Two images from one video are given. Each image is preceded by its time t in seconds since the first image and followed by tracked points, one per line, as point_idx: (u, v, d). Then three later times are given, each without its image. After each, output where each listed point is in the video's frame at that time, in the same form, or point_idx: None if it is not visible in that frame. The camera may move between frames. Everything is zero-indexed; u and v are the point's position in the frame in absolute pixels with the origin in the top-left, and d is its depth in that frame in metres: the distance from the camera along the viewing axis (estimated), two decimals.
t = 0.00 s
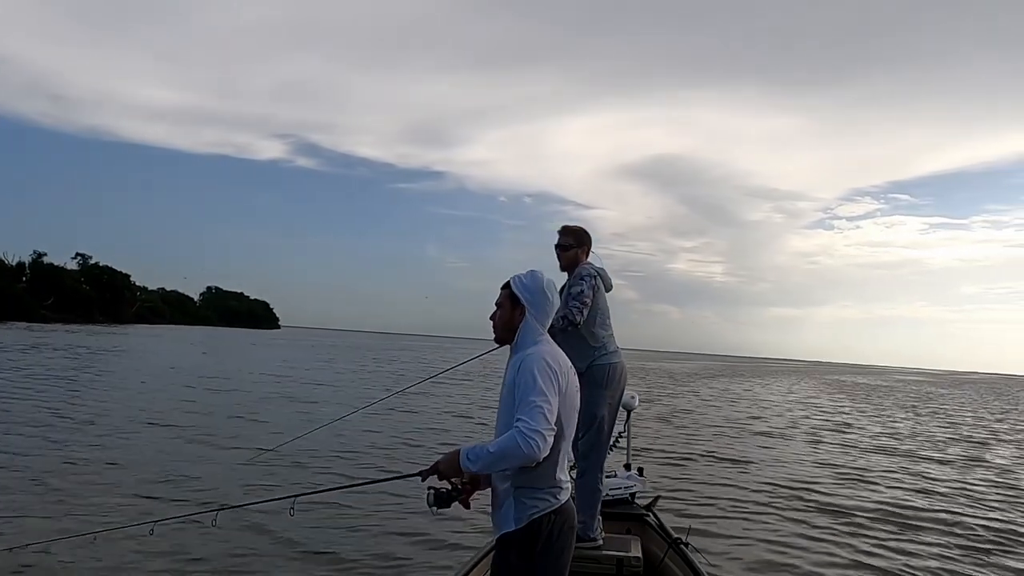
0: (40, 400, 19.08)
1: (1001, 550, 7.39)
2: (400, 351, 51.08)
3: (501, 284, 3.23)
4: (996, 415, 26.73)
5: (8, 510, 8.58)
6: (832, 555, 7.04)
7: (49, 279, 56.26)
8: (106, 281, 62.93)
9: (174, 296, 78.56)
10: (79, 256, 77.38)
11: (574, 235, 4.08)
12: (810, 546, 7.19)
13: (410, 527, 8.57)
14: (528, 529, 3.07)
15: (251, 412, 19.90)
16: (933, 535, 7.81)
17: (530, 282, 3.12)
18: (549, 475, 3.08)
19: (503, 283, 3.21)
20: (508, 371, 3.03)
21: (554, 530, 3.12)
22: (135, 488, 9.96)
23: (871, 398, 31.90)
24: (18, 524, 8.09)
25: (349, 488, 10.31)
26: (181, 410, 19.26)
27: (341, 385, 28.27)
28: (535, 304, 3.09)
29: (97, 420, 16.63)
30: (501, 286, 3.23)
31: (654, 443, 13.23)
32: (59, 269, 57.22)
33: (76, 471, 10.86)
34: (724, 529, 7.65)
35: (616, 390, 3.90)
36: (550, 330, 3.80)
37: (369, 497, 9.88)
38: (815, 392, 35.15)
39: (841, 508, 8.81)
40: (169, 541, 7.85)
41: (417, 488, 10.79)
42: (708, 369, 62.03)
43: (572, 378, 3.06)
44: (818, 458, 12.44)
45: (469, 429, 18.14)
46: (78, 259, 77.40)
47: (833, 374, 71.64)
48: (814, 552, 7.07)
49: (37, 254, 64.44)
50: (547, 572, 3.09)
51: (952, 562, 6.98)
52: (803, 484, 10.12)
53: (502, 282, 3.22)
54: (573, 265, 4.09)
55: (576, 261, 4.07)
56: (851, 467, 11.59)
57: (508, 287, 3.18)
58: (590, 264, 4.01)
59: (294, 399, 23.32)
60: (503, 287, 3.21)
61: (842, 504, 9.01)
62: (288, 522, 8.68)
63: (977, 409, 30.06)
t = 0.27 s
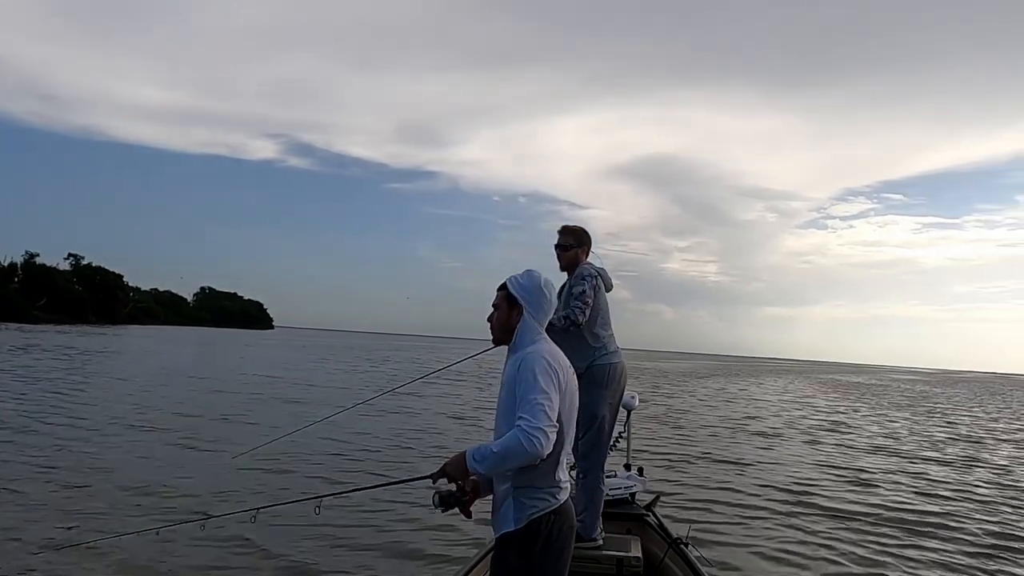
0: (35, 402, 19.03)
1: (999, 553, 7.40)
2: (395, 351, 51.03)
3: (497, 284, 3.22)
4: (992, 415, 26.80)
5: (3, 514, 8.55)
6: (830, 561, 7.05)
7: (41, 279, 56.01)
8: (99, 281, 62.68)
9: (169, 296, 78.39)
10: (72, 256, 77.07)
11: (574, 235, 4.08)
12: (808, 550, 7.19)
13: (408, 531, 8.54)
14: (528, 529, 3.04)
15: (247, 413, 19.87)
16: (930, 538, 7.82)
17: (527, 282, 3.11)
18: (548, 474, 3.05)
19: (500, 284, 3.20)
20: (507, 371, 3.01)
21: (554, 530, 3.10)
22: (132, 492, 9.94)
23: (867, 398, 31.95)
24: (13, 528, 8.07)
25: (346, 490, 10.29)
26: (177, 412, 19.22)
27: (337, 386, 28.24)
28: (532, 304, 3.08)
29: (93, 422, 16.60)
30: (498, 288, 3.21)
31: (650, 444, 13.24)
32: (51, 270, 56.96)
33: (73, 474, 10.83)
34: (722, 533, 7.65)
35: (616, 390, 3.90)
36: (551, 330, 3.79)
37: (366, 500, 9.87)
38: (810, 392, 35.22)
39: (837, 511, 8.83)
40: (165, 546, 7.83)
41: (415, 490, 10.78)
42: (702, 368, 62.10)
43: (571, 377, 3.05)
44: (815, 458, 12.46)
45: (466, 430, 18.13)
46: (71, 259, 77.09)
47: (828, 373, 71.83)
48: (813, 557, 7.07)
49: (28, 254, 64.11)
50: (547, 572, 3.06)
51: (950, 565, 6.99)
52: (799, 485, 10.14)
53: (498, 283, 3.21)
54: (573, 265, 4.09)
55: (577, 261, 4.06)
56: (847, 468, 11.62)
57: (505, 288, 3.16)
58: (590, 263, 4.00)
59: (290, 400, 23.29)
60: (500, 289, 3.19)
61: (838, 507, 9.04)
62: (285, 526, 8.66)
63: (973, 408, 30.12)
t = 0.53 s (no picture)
0: (29, 402, 18.94)
1: (997, 550, 7.44)
2: (390, 351, 50.98)
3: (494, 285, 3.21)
4: (985, 415, 26.94)
5: None
6: (829, 557, 7.06)
7: (34, 279, 55.75)
8: (93, 281, 62.40)
9: (162, 296, 78.12)
10: (65, 256, 76.72)
11: (574, 235, 4.09)
12: (806, 548, 7.20)
13: (407, 530, 8.53)
14: (527, 528, 3.04)
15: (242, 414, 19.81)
16: (928, 535, 7.85)
17: (525, 281, 3.11)
18: (548, 474, 3.05)
19: (497, 285, 3.19)
20: (508, 371, 3.01)
21: (553, 529, 3.10)
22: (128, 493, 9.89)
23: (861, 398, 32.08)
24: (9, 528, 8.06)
25: (342, 490, 10.29)
26: (172, 412, 19.14)
27: (332, 386, 28.19)
28: (531, 304, 3.08)
29: (87, 423, 16.51)
30: (495, 288, 3.20)
31: (647, 444, 13.26)
32: (44, 269, 56.70)
33: (68, 475, 10.77)
34: (721, 531, 7.66)
35: (616, 390, 3.90)
36: (552, 331, 3.80)
37: (362, 501, 9.86)
38: (805, 392, 35.25)
39: (832, 508, 8.88)
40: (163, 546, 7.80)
41: (412, 489, 10.76)
42: (698, 369, 62.10)
43: (570, 377, 3.05)
44: (812, 457, 12.49)
45: (462, 430, 18.11)
46: (64, 259, 76.75)
47: (822, 373, 72.05)
48: (811, 553, 7.09)
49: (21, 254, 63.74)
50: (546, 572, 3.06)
51: (948, 562, 7.02)
52: (793, 483, 10.19)
53: (496, 283, 3.20)
54: (573, 265, 4.10)
55: (577, 261, 4.07)
56: (841, 467, 11.66)
57: (502, 288, 3.15)
58: (590, 263, 4.01)
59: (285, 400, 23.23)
60: (498, 290, 3.18)
61: (832, 504, 9.08)
62: (283, 525, 8.64)
63: (966, 408, 30.27)
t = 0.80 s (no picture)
0: (22, 401, 18.85)
1: (993, 553, 7.48)
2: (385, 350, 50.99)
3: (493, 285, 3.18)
4: (978, 415, 27.08)
5: None
6: (826, 560, 7.09)
7: (27, 277, 55.47)
8: (86, 278, 62.11)
9: (156, 295, 77.96)
10: (58, 254, 76.35)
11: (575, 234, 4.09)
12: (803, 551, 7.24)
13: (404, 531, 8.53)
14: (532, 528, 3.03)
15: (238, 413, 19.79)
16: (925, 537, 7.89)
17: (526, 281, 3.10)
18: (552, 474, 3.05)
19: (497, 285, 3.17)
20: (511, 371, 3.02)
21: (557, 529, 3.10)
22: (124, 492, 9.87)
23: (855, 398, 32.23)
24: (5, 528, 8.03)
25: (339, 490, 10.28)
26: (167, 410, 19.10)
27: (327, 385, 28.17)
28: (533, 304, 3.08)
29: (81, 422, 16.44)
30: (494, 287, 3.18)
31: (643, 444, 13.29)
32: (37, 267, 56.40)
33: (64, 474, 10.75)
34: (717, 533, 7.68)
35: (616, 390, 3.90)
36: (552, 330, 3.79)
37: (359, 501, 9.86)
38: (799, 392, 35.35)
39: (827, 510, 8.92)
40: (161, 546, 7.78)
41: (409, 489, 10.76)
42: (693, 368, 62.18)
43: (574, 377, 3.07)
44: (807, 458, 12.53)
45: (458, 430, 18.12)
46: (57, 257, 76.39)
47: (815, 373, 72.32)
48: (808, 556, 7.12)
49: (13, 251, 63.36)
50: (551, 571, 3.07)
51: (945, 565, 7.05)
52: (789, 485, 10.22)
53: (495, 282, 3.18)
54: (574, 265, 4.11)
55: (578, 261, 4.08)
56: (837, 469, 11.70)
57: (502, 288, 3.14)
58: (591, 263, 4.01)
59: (280, 399, 23.22)
60: (497, 289, 3.17)
61: (828, 506, 9.12)
62: (280, 525, 8.63)
63: (959, 409, 30.44)
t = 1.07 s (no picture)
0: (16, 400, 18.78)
1: (994, 554, 7.48)
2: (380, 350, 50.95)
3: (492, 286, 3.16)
4: (974, 416, 27.15)
5: None
6: (827, 560, 7.09)
7: (20, 275, 55.25)
8: (79, 277, 61.89)
9: (151, 293, 77.77)
10: (51, 252, 76.07)
11: (575, 234, 4.09)
12: (800, 550, 7.26)
13: (404, 531, 8.52)
14: (534, 528, 3.03)
15: (234, 412, 19.75)
16: (924, 538, 7.90)
17: (526, 281, 3.09)
18: (554, 474, 3.04)
19: (496, 286, 3.16)
20: (513, 372, 3.01)
21: (558, 529, 3.09)
22: (122, 492, 9.84)
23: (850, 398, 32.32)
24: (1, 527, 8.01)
25: (336, 490, 10.27)
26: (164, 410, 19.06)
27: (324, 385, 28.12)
28: (533, 304, 3.07)
29: (76, 421, 16.40)
30: (493, 289, 3.16)
31: (639, 445, 13.31)
32: (30, 265, 56.18)
33: (61, 473, 10.71)
34: (718, 534, 7.68)
35: (616, 390, 3.89)
36: (553, 330, 3.78)
37: (356, 501, 9.85)
38: (795, 392, 35.41)
39: (824, 510, 8.95)
40: (159, 546, 7.75)
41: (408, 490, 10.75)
42: (688, 368, 62.25)
43: (576, 376, 3.07)
44: (805, 459, 12.56)
45: (455, 430, 18.11)
46: (50, 256, 76.10)
47: (811, 373, 72.49)
48: (809, 556, 7.11)
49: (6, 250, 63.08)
50: (554, 571, 3.07)
51: (946, 565, 7.05)
52: (785, 485, 10.26)
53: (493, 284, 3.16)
54: (574, 265, 4.10)
55: (577, 261, 4.08)
56: (833, 469, 11.74)
57: (501, 289, 3.12)
58: (591, 263, 4.01)
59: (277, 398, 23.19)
60: (496, 290, 3.15)
61: (824, 506, 9.16)
62: (280, 524, 8.60)
63: (955, 409, 30.53)
